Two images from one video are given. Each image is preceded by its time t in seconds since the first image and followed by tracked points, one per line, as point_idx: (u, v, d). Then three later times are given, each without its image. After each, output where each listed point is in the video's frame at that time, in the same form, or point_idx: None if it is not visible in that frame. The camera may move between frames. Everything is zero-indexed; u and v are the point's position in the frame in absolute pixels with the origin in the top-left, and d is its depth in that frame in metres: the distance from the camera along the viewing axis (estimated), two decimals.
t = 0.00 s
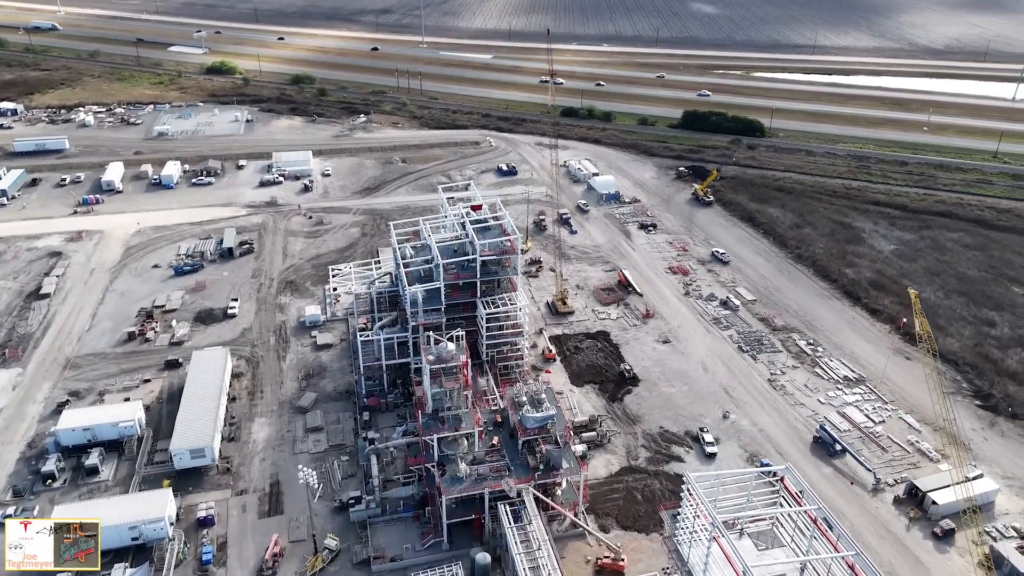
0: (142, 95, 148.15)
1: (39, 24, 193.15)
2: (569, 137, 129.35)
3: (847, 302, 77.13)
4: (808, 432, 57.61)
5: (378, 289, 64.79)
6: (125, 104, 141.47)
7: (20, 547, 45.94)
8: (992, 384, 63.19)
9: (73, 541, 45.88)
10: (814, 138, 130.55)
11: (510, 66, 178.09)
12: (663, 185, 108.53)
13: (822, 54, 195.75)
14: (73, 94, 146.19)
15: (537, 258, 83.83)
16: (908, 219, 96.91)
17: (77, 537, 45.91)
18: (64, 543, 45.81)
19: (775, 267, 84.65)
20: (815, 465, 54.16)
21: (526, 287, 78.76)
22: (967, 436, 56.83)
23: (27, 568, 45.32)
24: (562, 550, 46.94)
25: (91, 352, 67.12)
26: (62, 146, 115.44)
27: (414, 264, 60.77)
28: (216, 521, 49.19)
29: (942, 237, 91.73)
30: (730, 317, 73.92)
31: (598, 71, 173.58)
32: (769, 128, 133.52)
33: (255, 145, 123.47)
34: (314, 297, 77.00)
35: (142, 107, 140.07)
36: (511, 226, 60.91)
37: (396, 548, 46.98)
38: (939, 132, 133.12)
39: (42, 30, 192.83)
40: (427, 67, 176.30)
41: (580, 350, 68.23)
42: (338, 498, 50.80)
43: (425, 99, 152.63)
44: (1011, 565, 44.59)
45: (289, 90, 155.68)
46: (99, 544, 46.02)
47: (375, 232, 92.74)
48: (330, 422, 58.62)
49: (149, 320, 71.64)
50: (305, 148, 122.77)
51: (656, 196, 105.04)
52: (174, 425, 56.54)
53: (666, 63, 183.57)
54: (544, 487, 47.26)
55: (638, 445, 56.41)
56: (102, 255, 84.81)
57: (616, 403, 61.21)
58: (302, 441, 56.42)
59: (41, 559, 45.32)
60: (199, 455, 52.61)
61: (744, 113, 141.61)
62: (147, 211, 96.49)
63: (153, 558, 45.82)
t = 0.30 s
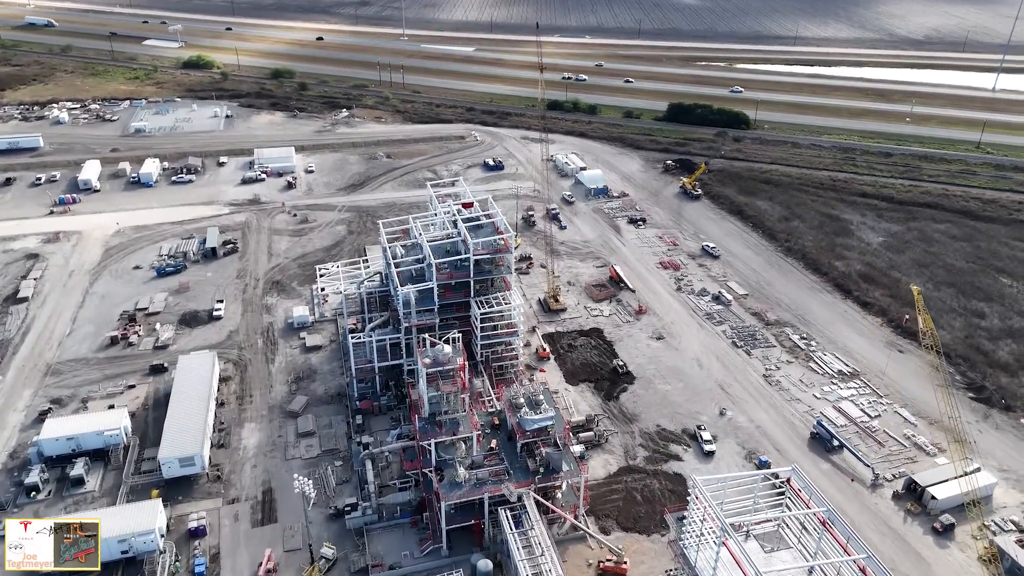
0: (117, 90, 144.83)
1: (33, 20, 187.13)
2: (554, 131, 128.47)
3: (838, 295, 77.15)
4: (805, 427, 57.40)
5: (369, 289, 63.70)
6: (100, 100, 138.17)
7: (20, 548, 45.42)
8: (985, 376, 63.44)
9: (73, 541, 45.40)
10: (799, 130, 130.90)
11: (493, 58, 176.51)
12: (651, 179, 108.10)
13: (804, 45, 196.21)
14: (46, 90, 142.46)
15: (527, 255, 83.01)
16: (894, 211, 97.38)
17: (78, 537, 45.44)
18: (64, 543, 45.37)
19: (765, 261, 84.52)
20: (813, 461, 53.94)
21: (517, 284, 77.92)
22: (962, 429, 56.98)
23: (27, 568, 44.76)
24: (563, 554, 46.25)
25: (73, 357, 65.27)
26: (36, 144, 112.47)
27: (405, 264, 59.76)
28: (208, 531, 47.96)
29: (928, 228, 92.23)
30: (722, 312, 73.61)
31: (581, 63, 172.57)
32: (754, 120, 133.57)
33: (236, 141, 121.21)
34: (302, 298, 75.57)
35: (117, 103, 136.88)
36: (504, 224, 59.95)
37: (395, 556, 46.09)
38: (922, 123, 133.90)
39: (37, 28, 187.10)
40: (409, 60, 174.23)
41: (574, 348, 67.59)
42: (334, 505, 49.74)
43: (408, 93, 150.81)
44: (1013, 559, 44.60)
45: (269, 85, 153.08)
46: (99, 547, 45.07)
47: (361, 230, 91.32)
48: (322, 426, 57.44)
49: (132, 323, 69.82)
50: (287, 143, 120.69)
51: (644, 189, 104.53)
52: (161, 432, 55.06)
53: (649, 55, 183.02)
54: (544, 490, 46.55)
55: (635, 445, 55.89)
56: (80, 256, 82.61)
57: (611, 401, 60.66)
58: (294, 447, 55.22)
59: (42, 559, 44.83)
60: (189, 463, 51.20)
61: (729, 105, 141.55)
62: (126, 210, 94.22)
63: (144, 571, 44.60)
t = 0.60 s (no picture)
0: (92, 86, 141.52)
1: (28, 16, 181.46)
2: (540, 123, 127.64)
3: (830, 287, 77.37)
4: (804, 420, 57.44)
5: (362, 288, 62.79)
6: (75, 96, 134.94)
7: (20, 548, 43.72)
8: (979, 366, 63.86)
9: (73, 541, 44.13)
10: (784, 120, 131.39)
11: (475, 51, 174.94)
12: (640, 171, 107.84)
13: (785, 36, 196.74)
14: (18, 87, 138.83)
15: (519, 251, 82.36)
16: (882, 201, 98.02)
17: (77, 537, 44.20)
18: (63, 543, 44.01)
19: (757, 253, 84.56)
20: (814, 455, 53.93)
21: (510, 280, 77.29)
22: (959, 420, 57.33)
23: (26, 568, 43.20)
24: (568, 554, 45.76)
25: (57, 362, 63.55)
26: (11, 142, 109.54)
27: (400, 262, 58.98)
28: (206, 539, 46.91)
29: (916, 218, 92.85)
30: (717, 305, 73.49)
31: (565, 55, 171.66)
32: (739, 112, 133.77)
33: (217, 137, 119.01)
34: (292, 297, 74.31)
35: (93, 99, 133.75)
36: (499, 221, 59.20)
37: (398, 560, 45.42)
38: (905, 112, 134.89)
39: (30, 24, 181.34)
40: (390, 53, 172.17)
41: (570, 344, 67.12)
42: (333, 510, 48.90)
43: (391, 87, 149.05)
44: (1016, 550, 44.85)
45: (248, 79, 150.49)
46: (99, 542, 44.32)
47: (350, 226, 90.05)
48: (317, 429, 56.46)
49: (118, 327, 68.15)
50: (270, 139, 118.75)
51: (633, 182, 104.21)
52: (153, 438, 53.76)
53: (632, 46, 182.47)
54: (548, 491, 46.01)
55: (636, 441, 55.59)
56: (61, 257, 80.53)
57: (610, 398, 60.30)
58: (290, 451, 54.24)
59: (41, 559, 43.24)
60: (183, 470, 50.09)
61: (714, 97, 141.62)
62: (107, 209, 92.07)
63: None
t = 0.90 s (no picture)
0: (65, 81, 137.91)
1: (23, 12, 175.79)
2: (525, 115, 126.82)
3: (823, 276, 77.79)
4: (805, 411, 57.67)
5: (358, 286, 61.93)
6: (48, 92, 131.41)
7: (20, 548, 43.39)
8: (973, 353, 64.53)
9: (73, 541, 43.44)
10: (768, 110, 131.91)
11: (456, 42, 173.26)
12: (628, 163, 107.65)
13: (763, 25, 197.42)
14: None
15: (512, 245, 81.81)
16: (868, 189, 98.83)
17: (77, 537, 43.63)
18: (63, 543, 43.30)
19: (749, 244, 84.76)
20: (816, 445, 54.15)
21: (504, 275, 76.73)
22: (955, 407, 57.96)
23: (27, 568, 42.91)
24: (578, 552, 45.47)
25: (44, 368, 61.86)
26: None
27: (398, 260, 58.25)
28: (208, 547, 45.97)
29: (903, 206, 93.71)
30: (712, 297, 73.59)
31: (546, 46, 170.71)
32: (723, 102, 134.04)
33: (197, 132, 116.66)
34: (284, 296, 73.09)
35: (67, 94, 130.31)
36: (498, 216, 58.50)
37: (407, 563, 44.81)
38: (886, 101, 136.08)
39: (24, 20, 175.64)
40: (370, 45, 169.91)
41: (568, 339, 66.80)
42: (338, 513, 48.18)
43: (372, 79, 147.16)
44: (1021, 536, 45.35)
45: (226, 73, 147.62)
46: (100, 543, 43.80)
47: (338, 222, 88.79)
48: (316, 431, 55.54)
49: (106, 329, 66.48)
50: (252, 134, 116.68)
51: (622, 174, 103.99)
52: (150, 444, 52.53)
53: (613, 36, 181.95)
54: (557, 489, 45.61)
55: (640, 435, 55.45)
56: (42, 259, 78.40)
57: (611, 392, 60.08)
58: (291, 454, 53.29)
59: (41, 560, 42.70)
60: (183, 477, 48.92)
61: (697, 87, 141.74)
62: (88, 209, 89.84)
63: None
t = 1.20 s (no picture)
0: (39, 77, 134.46)
1: (22, 10, 168.96)
2: (513, 107, 126.00)
3: (817, 266, 78.30)
4: (808, 401, 58.04)
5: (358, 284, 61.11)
6: (22, 88, 128.05)
7: (20, 548, 42.87)
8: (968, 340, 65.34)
9: (73, 541, 43.23)
10: (754, 100, 132.38)
11: (438, 33, 171.49)
12: (618, 155, 107.53)
13: (745, 14, 197.88)
14: None
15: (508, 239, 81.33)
16: (857, 178, 99.61)
17: (77, 537, 43.42)
18: (63, 543, 43.09)
19: (743, 234, 85.04)
20: (821, 435, 54.55)
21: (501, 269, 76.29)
22: (955, 393, 58.68)
23: (27, 568, 42.39)
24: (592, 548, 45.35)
25: (35, 373, 60.35)
26: None
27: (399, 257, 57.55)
28: (217, 552, 45.21)
29: (892, 195, 94.60)
30: (710, 288, 73.77)
31: (529, 37, 169.62)
32: (709, 92, 134.25)
33: (180, 128, 114.42)
34: (279, 294, 71.99)
35: (42, 91, 127.06)
36: (499, 211, 57.91)
37: (421, 563, 44.42)
38: (869, 89, 137.18)
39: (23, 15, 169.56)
40: (351, 37, 167.64)
41: (569, 333, 66.60)
42: (348, 515, 47.63)
43: (356, 72, 145.31)
44: None
45: (206, 67, 144.89)
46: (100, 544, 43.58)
47: (330, 218, 87.66)
48: (320, 431, 54.82)
49: (98, 332, 64.99)
50: (236, 129, 114.75)
51: (613, 166, 103.81)
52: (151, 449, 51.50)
53: (596, 26, 181.27)
54: (570, 486, 45.43)
55: (646, 429, 55.46)
56: (27, 261, 76.44)
57: (615, 386, 59.99)
58: (296, 455, 52.55)
59: (41, 560, 42.28)
60: (187, 482, 48.04)
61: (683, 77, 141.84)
62: (71, 208, 87.76)
63: None
